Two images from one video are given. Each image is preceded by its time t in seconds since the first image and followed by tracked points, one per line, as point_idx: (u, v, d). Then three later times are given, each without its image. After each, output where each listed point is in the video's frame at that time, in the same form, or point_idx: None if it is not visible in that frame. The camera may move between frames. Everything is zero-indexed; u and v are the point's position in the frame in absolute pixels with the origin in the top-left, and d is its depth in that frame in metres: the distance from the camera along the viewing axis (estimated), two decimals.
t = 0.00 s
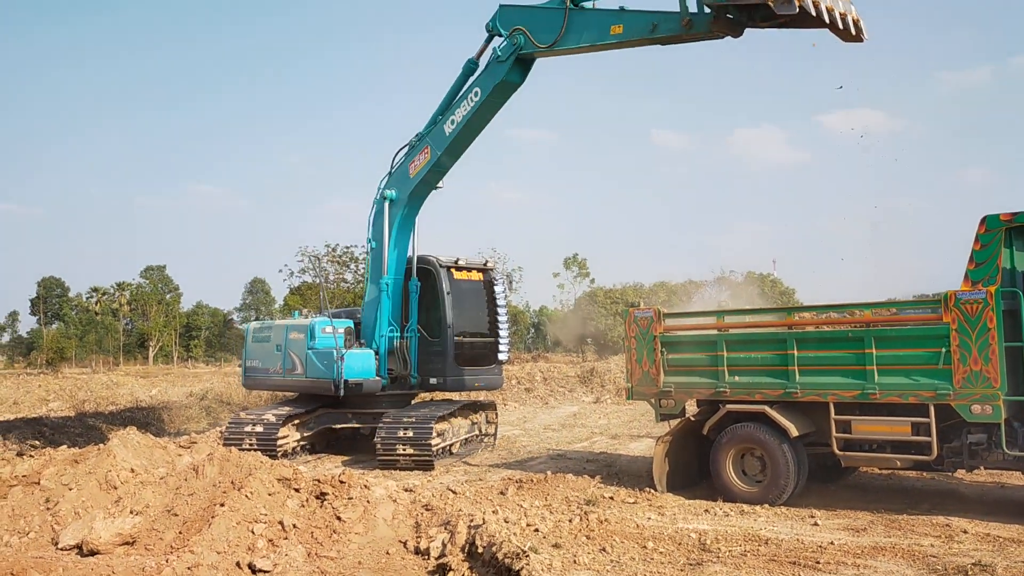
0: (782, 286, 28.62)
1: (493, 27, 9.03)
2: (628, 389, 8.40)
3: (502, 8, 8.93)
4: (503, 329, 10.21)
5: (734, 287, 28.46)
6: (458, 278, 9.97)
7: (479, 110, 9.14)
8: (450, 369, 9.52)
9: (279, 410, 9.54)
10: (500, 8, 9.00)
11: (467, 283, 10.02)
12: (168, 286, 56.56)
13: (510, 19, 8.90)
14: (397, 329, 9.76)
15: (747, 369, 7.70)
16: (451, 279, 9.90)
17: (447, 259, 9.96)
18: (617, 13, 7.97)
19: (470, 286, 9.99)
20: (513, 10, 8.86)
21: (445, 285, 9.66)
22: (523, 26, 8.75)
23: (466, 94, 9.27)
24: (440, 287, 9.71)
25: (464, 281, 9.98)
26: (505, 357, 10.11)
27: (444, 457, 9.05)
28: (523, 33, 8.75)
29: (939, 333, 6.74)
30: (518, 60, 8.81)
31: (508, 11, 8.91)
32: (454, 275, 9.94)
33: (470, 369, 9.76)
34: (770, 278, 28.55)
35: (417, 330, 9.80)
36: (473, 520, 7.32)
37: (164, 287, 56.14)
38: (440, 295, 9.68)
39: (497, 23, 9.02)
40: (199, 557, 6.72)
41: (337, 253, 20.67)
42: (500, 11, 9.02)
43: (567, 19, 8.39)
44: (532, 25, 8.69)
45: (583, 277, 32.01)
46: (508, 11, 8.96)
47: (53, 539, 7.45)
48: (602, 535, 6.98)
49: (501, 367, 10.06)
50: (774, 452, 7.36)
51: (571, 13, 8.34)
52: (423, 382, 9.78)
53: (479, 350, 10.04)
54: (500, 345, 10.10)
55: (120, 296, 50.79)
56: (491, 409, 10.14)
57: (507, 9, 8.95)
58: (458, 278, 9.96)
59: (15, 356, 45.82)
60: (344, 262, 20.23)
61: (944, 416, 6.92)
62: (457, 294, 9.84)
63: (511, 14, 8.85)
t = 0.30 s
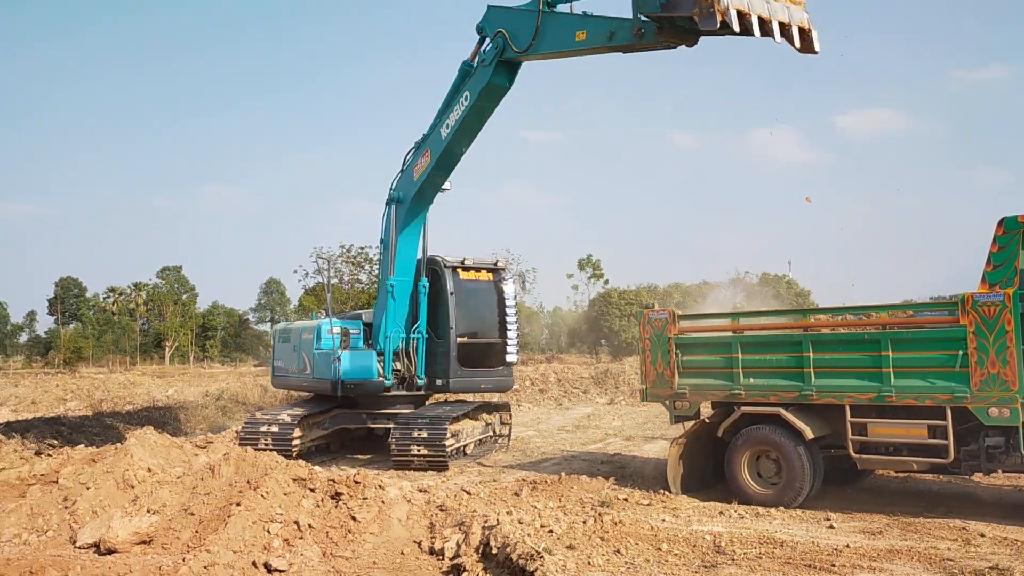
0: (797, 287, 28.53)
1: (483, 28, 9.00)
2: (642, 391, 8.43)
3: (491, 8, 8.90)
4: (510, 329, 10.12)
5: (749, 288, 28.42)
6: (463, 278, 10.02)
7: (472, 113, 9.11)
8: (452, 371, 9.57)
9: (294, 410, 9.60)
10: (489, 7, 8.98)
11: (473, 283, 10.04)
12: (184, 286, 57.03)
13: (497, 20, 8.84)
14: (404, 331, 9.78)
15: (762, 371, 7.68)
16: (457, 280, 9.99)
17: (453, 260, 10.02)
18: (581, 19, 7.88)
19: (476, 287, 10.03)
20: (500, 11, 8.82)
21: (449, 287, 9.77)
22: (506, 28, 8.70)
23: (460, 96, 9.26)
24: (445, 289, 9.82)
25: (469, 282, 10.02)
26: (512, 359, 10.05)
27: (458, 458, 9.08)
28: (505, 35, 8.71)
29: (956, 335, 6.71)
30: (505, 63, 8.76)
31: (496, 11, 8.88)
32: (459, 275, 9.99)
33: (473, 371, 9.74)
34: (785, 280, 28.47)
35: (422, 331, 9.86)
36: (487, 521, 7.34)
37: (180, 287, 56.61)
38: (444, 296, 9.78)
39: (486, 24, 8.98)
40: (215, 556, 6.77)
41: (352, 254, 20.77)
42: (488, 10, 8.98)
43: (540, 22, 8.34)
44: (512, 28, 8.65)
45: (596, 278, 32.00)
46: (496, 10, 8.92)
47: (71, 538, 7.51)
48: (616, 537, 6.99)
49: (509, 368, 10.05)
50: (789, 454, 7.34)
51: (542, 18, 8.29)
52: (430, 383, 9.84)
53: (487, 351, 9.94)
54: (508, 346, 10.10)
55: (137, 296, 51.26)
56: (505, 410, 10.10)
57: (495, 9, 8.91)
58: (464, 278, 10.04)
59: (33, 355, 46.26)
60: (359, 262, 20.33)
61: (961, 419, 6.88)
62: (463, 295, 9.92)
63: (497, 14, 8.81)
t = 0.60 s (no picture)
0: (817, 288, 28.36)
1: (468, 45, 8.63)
2: (661, 393, 8.39)
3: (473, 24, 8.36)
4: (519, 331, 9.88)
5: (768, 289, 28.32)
6: (471, 279, 9.93)
7: (456, 136, 8.99)
8: (456, 374, 9.56)
9: (314, 411, 9.66)
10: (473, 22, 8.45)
11: (481, 283, 9.94)
12: (204, 287, 57.52)
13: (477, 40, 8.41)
14: (412, 334, 9.94)
15: (781, 373, 7.64)
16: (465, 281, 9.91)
17: (460, 260, 9.98)
18: (526, 79, 7.27)
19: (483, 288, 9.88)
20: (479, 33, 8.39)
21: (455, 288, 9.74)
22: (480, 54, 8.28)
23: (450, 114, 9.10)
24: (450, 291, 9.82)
25: (477, 282, 9.92)
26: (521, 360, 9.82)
27: (476, 459, 9.10)
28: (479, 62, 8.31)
29: (978, 338, 6.64)
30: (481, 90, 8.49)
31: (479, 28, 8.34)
32: (466, 275, 9.92)
33: (478, 373, 9.66)
34: (805, 281, 28.32)
35: (432, 333, 9.96)
36: (506, 523, 7.35)
37: (199, 287, 57.08)
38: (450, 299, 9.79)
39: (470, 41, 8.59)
40: (236, 557, 6.82)
41: (371, 256, 20.86)
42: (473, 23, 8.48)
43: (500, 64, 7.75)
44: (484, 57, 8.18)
45: (614, 278, 31.97)
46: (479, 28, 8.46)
47: (94, 538, 7.59)
48: (635, 540, 6.99)
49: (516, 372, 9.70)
50: (809, 456, 7.31)
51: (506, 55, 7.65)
52: (439, 385, 9.90)
53: (493, 353, 9.75)
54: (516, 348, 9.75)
55: (158, 297, 51.77)
56: (525, 413, 10.10)
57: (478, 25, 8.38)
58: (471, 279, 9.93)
59: (55, 355, 46.82)
60: (377, 264, 20.42)
61: (984, 422, 6.82)
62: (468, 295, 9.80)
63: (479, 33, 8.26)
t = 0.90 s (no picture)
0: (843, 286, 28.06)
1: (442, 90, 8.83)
2: (686, 392, 8.38)
3: (442, 75, 8.88)
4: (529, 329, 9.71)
5: (794, 287, 28.11)
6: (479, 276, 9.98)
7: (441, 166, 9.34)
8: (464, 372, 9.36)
9: (338, 409, 9.72)
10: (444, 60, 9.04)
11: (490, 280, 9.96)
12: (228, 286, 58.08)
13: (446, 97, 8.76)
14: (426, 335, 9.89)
15: (808, 372, 7.58)
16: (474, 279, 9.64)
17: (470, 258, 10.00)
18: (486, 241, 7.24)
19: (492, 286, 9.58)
20: (447, 93, 8.66)
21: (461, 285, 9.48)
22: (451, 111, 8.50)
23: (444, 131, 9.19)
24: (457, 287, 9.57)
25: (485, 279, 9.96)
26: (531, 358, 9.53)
27: (499, 458, 9.11)
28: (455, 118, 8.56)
29: (1008, 335, 6.57)
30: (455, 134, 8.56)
31: (448, 80, 8.76)
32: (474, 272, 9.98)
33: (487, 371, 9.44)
34: (830, 278, 28.05)
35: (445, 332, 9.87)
36: (530, 521, 7.37)
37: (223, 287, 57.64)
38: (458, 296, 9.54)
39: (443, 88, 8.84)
40: (262, 554, 6.90)
41: (394, 255, 20.95)
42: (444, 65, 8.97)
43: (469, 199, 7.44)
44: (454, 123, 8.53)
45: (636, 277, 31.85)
46: (449, 79, 8.80)
47: (123, 535, 7.69)
48: (661, 538, 6.97)
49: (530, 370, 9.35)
50: (836, 455, 7.25)
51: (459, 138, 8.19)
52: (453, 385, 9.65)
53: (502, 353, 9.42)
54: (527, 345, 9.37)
55: (183, 297, 52.34)
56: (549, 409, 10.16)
57: (449, 75, 8.86)
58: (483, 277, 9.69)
59: (82, 354, 47.50)
60: (401, 263, 20.51)
61: (1014, 420, 6.74)
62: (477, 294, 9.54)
63: (448, 93, 8.70)
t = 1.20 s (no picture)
0: (870, 280, 27.70)
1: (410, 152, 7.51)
2: (711, 386, 8.35)
3: (414, 132, 7.52)
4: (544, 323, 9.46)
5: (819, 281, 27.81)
6: (497, 271, 9.53)
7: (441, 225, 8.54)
8: (479, 368, 9.37)
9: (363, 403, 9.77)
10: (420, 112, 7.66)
11: (509, 276, 9.52)
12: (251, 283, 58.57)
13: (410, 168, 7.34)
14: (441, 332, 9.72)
15: (835, 365, 7.54)
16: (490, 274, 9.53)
17: (487, 253, 9.60)
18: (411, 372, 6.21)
19: (508, 281, 9.49)
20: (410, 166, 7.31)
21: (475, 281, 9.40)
22: (407, 188, 7.14)
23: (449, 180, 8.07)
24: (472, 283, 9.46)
25: (503, 275, 9.50)
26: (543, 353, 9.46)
27: (523, 451, 9.07)
28: (411, 197, 7.19)
29: None
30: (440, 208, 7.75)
31: (419, 141, 7.43)
32: (492, 268, 9.55)
33: (503, 366, 9.42)
34: (857, 272, 27.73)
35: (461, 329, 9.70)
36: (555, 515, 7.36)
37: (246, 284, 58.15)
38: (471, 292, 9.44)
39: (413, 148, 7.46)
40: (288, 546, 7.05)
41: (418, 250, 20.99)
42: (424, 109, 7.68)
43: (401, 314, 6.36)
44: (409, 204, 7.17)
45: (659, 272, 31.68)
46: (420, 139, 7.42)
47: (152, 527, 7.77)
48: (686, 532, 6.95)
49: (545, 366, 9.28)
50: (864, 450, 7.19)
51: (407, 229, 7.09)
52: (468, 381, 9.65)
53: (517, 348, 9.42)
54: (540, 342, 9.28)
55: (207, 294, 52.86)
56: (572, 404, 10.25)
57: (420, 136, 7.49)
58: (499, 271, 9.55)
59: (110, 349, 48.14)
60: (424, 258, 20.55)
61: None
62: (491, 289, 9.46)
63: (417, 165, 7.28)
